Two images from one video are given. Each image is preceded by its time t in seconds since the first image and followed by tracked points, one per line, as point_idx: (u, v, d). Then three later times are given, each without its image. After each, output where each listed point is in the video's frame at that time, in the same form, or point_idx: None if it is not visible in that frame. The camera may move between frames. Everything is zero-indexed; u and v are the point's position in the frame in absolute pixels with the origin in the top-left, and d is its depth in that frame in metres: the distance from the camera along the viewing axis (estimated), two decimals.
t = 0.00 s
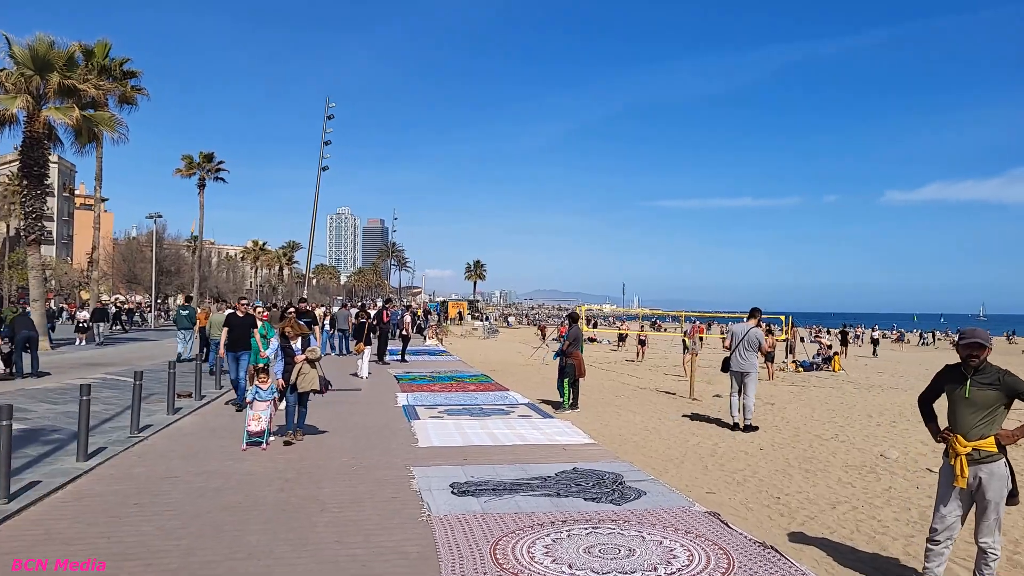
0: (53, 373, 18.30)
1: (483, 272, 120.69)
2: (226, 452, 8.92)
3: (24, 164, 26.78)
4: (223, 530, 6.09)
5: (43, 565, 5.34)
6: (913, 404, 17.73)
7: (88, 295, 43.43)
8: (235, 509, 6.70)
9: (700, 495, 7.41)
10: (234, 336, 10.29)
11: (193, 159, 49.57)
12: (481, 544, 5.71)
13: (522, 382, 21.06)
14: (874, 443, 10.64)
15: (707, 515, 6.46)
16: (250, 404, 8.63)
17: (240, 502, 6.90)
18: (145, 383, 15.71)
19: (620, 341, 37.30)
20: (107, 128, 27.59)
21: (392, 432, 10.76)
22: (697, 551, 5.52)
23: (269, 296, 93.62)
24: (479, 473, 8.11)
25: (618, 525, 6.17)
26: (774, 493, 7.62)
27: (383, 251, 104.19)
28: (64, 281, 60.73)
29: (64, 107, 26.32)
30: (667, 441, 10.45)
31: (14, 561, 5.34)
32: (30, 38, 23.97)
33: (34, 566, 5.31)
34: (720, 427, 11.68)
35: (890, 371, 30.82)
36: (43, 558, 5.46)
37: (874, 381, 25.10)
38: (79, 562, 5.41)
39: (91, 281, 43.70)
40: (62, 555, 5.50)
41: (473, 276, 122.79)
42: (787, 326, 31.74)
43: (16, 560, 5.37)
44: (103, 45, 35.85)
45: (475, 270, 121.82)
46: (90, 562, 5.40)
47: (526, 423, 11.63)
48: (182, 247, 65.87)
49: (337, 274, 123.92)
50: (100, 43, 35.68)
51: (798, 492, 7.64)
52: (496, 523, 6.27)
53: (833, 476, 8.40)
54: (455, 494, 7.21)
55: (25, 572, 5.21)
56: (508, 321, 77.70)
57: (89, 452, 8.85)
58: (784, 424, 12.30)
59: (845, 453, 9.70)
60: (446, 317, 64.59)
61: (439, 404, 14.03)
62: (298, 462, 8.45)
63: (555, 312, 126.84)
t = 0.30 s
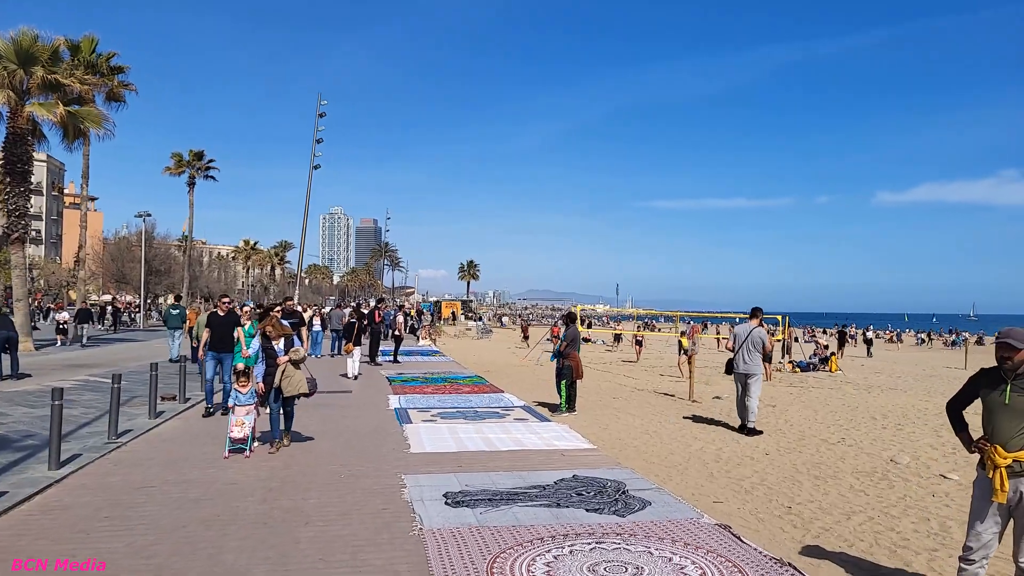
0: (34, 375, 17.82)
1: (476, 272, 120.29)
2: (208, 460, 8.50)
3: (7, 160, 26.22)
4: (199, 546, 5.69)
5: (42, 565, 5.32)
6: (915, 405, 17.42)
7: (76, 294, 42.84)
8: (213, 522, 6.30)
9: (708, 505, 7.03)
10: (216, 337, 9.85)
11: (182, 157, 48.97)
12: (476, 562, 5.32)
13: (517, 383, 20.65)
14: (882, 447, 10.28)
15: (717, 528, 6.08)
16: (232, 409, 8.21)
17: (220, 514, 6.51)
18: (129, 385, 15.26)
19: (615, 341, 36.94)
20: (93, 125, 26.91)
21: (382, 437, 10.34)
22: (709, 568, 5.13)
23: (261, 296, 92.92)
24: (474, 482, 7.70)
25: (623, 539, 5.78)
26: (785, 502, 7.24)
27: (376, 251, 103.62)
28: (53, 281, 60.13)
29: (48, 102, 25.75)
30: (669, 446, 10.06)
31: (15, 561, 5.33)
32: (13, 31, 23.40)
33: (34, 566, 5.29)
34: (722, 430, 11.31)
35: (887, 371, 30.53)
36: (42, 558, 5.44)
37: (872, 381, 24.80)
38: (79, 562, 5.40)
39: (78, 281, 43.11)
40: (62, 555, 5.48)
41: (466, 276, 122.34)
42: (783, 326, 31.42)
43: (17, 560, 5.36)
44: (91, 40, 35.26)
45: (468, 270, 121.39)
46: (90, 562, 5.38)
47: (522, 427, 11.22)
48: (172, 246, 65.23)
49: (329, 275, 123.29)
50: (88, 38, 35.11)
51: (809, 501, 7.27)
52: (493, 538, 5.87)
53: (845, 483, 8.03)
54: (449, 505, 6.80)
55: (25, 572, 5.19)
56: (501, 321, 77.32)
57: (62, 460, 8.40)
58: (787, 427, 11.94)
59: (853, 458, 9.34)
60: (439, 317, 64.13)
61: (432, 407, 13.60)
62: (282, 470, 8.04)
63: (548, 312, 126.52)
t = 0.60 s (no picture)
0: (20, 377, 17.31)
1: (472, 272, 119.88)
2: (194, 467, 8.06)
3: None
4: (182, 561, 5.29)
5: (43, 565, 5.26)
6: (922, 407, 17.07)
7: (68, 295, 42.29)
8: (199, 535, 5.89)
9: (723, 517, 6.62)
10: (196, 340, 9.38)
11: (176, 156, 48.41)
12: None
13: (515, 385, 20.22)
14: (898, 452, 9.88)
15: (739, 544, 5.67)
16: (219, 414, 7.76)
17: (205, 527, 6.09)
18: (116, 387, 14.79)
19: (613, 341, 36.57)
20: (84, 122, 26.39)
21: (378, 442, 9.90)
22: None
23: (255, 296, 92.34)
24: (475, 491, 7.28)
25: (637, 556, 5.35)
26: (805, 513, 6.84)
27: (371, 251, 103.11)
28: (45, 281, 59.55)
29: (37, 99, 25.24)
30: (676, 450, 9.66)
31: (15, 561, 5.27)
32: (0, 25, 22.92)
33: (34, 566, 5.22)
34: (730, 434, 10.92)
35: (889, 372, 30.20)
36: (43, 558, 5.37)
37: (874, 383, 24.47)
38: (79, 562, 5.33)
39: (71, 281, 42.57)
40: (62, 555, 5.41)
41: (463, 276, 121.92)
42: (784, 326, 31.07)
43: (17, 559, 5.30)
44: (83, 37, 34.78)
45: (464, 270, 120.96)
46: (90, 562, 5.31)
47: (522, 431, 10.81)
48: (166, 246, 64.61)
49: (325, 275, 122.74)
50: (80, 35, 34.62)
51: (830, 512, 6.87)
52: (497, 554, 5.45)
53: (865, 492, 7.62)
54: (449, 517, 6.38)
55: (25, 572, 5.13)
56: (498, 321, 76.92)
57: (39, 468, 7.94)
58: (797, 431, 11.54)
59: (870, 464, 8.95)
60: (435, 318, 63.66)
61: (429, 410, 13.18)
62: (272, 479, 7.60)
63: (545, 312, 126.17)
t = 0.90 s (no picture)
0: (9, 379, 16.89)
1: (469, 270, 119.38)
2: (183, 476, 7.68)
3: None
4: None
5: (43, 565, 5.30)
6: (932, 409, 16.70)
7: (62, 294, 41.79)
8: (185, 552, 5.54)
9: (743, 531, 6.26)
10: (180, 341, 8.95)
11: (171, 153, 47.93)
12: None
13: (516, 385, 19.82)
14: (916, 458, 9.52)
15: (763, 562, 5.30)
16: (210, 420, 7.38)
17: (193, 542, 5.73)
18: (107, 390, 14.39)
19: (614, 340, 36.17)
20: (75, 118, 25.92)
21: (377, 448, 9.51)
22: None
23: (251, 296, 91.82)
24: (480, 503, 6.89)
25: None
26: (827, 526, 6.49)
27: (369, 250, 102.56)
28: (39, 280, 59.03)
29: (28, 94, 24.80)
30: (685, 456, 9.31)
31: (15, 561, 5.31)
32: None
33: (34, 566, 5.26)
34: (741, 439, 10.54)
35: (893, 372, 29.82)
36: (43, 558, 5.42)
37: (880, 383, 24.10)
38: (78, 562, 5.37)
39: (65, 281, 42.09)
40: (62, 555, 5.46)
41: (460, 275, 121.37)
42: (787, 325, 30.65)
43: (17, 560, 5.34)
44: (76, 32, 34.30)
45: (461, 269, 120.43)
46: (90, 562, 5.35)
47: (526, 436, 10.44)
48: (161, 245, 64.07)
49: (321, 274, 122.16)
50: (73, 30, 34.15)
51: (854, 525, 6.53)
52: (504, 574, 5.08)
53: (888, 503, 7.26)
54: (453, 532, 6.00)
55: (25, 571, 5.17)
56: (496, 320, 76.46)
57: (20, 478, 7.56)
58: (809, 435, 11.16)
59: (889, 472, 8.59)
60: (433, 316, 63.21)
61: (428, 414, 12.78)
62: (264, 490, 7.21)
63: (542, 311, 125.73)
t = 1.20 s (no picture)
0: None
1: (467, 271, 119.09)
2: (170, 484, 7.27)
3: None
4: None
5: (43, 565, 5.19)
6: (942, 411, 16.32)
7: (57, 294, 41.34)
8: (168, 566, 5.15)
9: (765, 543, 5.87)
10: (168, 342, 8.57)
11: (167, 152, 47.51)
12: None
13: (517, 387, 19.45)
14: (937, 464, 9.13)
15: None
16: (198, 425, 6.77)
17: (176, 555, 5.34)
18: (96, 391, 13.96)
19: (615, 342, 35.83)
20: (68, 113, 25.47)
21: (374, 453, 9.09)
22: None
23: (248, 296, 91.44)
24: (484, 513, 6.48)
25: None
26: (854, 537, 6.10)
27: (367, 250, 102.24)
28: (34, 279, 58.60)
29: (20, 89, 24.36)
30: (697, 461, 8.92)
31: (15, 561, 5.19)
32: None
33: (34, 566, 5.15)
34: (753, 442, 10.14)
35: (897, 373, 29.45)
36: (43, 558, 5.30)
37: (884, 385, 23.77)
38: (78, 562, 5.25)
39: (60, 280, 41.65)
40: (63, 556, 5.34)
41: (458, 276, 121.06)
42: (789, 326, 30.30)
43: (17, 560, 5.22)
44: (72, 28, 33.89)
45: (459, 270, 120.12)
46: (90, 562, 5.24)
47: (529, 440, 10.06)
48: (158, 245, 63.62)
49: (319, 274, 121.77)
50: (69, 26, 33.74)
51: (883, 537, 6.14)
52: None
53: (915, 513, 6.88)
54: (456, 545, 5.60)
55: (25, 571, 5.06)
56: (494, 321, 76.14)
57: None
58: (823, 439, 10.77)
59: (912, 479, 8.20)
60: (431, 317, 62.88)
61: (428, 416, 12.37)
62: (254, 498, 6.80)
63: (540, 312, 125.48)
